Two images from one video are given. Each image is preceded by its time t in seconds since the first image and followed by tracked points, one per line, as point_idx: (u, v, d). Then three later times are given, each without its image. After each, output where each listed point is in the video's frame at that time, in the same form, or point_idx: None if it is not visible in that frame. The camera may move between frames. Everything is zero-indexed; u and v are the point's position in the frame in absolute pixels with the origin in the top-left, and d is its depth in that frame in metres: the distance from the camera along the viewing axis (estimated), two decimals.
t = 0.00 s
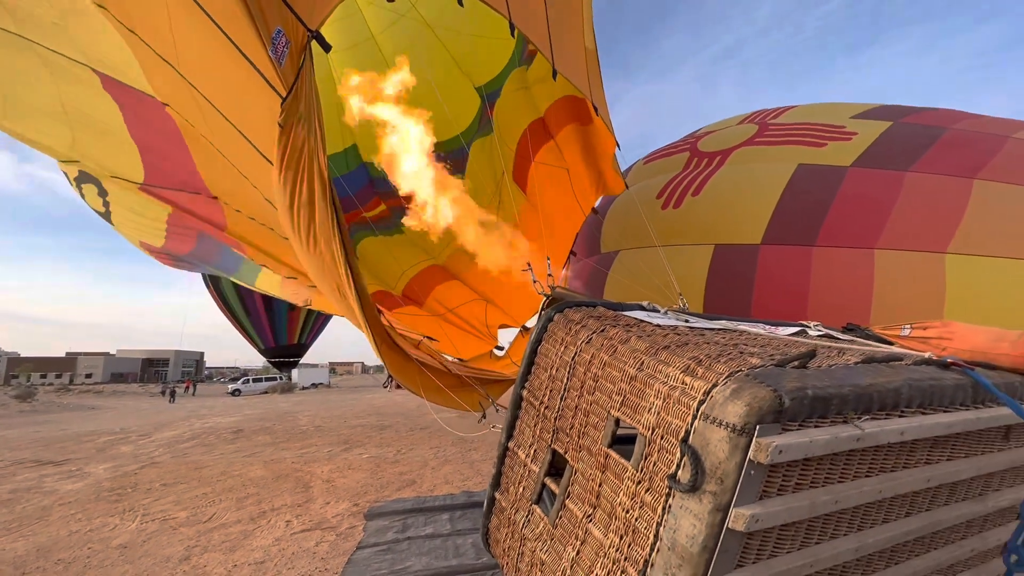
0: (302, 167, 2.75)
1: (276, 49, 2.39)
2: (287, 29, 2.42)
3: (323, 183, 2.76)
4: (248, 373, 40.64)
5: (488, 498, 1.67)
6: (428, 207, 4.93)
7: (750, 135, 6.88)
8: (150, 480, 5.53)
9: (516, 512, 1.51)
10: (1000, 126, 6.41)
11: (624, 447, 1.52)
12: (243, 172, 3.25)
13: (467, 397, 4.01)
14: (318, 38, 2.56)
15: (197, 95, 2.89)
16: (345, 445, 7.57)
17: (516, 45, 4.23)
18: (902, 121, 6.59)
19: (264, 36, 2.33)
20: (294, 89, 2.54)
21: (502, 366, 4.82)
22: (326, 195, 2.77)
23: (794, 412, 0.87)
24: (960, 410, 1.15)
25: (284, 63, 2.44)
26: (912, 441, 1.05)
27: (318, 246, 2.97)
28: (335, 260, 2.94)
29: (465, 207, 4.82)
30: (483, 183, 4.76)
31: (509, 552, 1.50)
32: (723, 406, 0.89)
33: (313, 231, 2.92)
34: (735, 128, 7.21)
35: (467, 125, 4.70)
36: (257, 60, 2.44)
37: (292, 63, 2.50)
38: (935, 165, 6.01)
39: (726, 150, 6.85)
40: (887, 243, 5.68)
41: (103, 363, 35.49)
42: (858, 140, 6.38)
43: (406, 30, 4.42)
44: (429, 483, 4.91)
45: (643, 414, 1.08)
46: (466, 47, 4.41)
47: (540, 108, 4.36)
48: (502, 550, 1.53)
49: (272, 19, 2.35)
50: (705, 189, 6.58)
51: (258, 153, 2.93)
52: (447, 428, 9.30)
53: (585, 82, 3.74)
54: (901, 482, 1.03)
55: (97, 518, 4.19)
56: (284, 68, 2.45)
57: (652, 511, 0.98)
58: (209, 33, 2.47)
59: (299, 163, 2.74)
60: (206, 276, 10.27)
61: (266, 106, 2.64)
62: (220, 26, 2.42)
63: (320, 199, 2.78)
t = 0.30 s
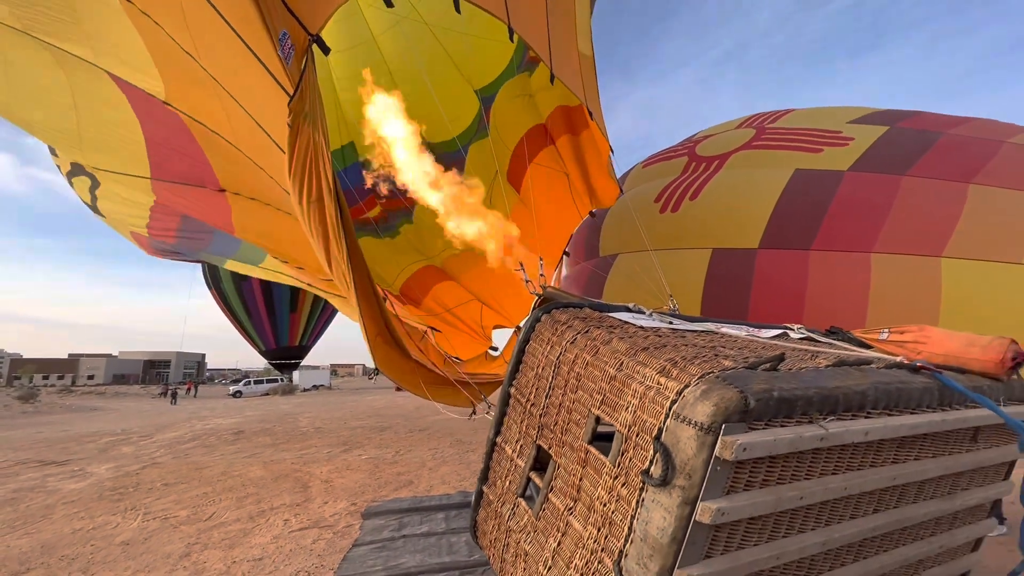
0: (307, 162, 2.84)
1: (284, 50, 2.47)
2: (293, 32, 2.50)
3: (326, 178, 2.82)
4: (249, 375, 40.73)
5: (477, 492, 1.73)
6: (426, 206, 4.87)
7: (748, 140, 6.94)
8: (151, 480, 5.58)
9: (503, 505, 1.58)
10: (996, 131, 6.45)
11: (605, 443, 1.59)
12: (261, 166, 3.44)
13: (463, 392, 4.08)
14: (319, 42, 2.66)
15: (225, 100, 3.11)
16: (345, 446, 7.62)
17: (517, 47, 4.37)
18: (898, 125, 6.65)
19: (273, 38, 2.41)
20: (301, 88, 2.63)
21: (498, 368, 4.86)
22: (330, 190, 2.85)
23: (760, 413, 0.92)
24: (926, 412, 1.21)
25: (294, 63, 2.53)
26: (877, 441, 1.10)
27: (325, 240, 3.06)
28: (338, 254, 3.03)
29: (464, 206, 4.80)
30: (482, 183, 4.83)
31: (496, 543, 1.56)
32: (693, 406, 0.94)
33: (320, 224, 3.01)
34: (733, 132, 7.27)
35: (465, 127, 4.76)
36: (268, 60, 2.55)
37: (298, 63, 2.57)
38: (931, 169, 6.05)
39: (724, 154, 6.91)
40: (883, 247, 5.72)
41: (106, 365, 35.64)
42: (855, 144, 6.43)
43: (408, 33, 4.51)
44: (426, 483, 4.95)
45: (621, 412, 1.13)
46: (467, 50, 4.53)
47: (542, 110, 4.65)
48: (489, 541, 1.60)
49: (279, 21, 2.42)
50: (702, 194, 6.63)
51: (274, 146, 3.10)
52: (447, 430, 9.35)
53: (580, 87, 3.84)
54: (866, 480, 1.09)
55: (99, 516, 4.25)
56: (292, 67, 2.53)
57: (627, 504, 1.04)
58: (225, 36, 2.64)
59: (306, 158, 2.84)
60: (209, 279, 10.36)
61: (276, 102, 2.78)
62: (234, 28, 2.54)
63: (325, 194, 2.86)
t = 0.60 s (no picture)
0: (315, 164, 2.89)
1: (296, 55, 2.53)
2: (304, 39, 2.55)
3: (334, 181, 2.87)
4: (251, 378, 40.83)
5: (470, 491, 1.78)
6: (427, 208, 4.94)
7: (746, 145, 6.98)
8: (154, 482, 5.63)
9: (495, 504, 1.63)
10: (993, 137, 6.48)
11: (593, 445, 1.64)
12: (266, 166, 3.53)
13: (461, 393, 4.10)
14: (329, 48, 2.66)
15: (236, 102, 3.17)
16: (345, 449, 7.66)
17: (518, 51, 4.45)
18: (896, 131, 6.68)
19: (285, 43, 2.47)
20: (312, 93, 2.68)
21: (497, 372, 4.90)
22: (337, 190, 2.91)
23: (736, 421, 0.97)
24: (902, 420, 1.25)
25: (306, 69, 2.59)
26: (853, 448, 1.14)
27: (333, 241, 3.13)
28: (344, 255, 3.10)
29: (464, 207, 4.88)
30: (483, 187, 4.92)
31: (488, 540, 1.61)
32: (673, 414, 0.99)
33: (327, 226, 3.06)
34: (733, 137, 7.31)
35: (465, 130, 4.83)
36: (280, 63, 2.62)
37: (308, 69, 2.62)
38: (928, 175, 6.09)
39: (723, 160, 6.94)
40: (880, 253, 5.76)
41: (108, 368, 35.78)
42: (852, 150, 6.47)
43: (410, 37, 4.56)
44: (425, 486, 5.00)
45: (607, 418, 1.18)
46: (467, 54, 4.60)
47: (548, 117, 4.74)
48: (481, 539, 1.65)
49: (291, 26, 2.48)
50: (702, 199, 6.66)
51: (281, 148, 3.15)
52: (448, 433, 9.39)
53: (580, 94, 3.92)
54: (843, 485, 1.13)
55: (103, 518, 4.30)
56: (304, 70, 2.59)
57: (611, 506, 1.09)
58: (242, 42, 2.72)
59: (315, 161, 2.89)
60: (212, 282, 10.45)
61: (285, 107, 2.85)
62: (250, 35, 2.64)
63: (332, 196, 2.92)
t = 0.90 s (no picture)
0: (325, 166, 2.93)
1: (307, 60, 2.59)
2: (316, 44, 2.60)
3: (342, 184, 2.91)
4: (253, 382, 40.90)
5: (469, 492, 1.81)
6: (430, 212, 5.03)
7: (746, 151, 7.02)
8: (158, 485, 5.67)
9: (493, 505, 1.66)
10: (992, 143, 6.51)
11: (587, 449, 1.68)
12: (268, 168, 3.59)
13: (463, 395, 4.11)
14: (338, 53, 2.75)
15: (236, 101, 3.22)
16: (347, 453, 7.69)
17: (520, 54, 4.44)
18: (895, 137, 6.72)
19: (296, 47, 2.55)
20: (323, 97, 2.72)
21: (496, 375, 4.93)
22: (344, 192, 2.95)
23: (723, 430, 1.01)
24: (890, 428, 1.28)
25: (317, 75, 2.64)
26: (840, 455, 1.18)
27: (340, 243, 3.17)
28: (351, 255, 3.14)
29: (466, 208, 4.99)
30: (487, 191, 4.97)
31: (486, 541, 1.64)
32: (663, 423, 1.02)
33: (335, 227, 3.11)
34: (732, 143, 7.35)
35: (468, 131, 4.88)
36: (292, 67, 2.69)
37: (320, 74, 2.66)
38: (927, 181, 6.12)
39: (723, 166, 6.98)
40: (879, 259, 5.79)
41: (111, 371, 35.90)
42: (851, 155, 6.51)
43: (412, 39, 4.55)
44: (426, 490, 5.02)
45: (601, 424, 1.22)
46: (469, 58, 4.61)
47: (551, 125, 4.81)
48: (479, 540, 1.69)
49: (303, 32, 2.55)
50: (702, 205, 6.70)
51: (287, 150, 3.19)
52: (449, 438, 9.40)
53: (583, 102, 4.02)
54: (830, 491, 1.16)
55: (108, 520, 4.34)
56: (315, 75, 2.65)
57: (604, 509, 1.12)
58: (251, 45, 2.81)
59: (323, 164, 2.93)
60: (213, 286, 10.50)
61: (290, 107, 2.91)
62: (260, 36, 2.71)
63: (340, 198, 2.96)
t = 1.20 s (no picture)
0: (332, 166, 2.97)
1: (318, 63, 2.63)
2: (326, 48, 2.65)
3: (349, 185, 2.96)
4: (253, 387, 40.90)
5: (471, 494, 1.84)
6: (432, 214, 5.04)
7: (745, 158, 7.05)
8: (160, 490, 5.69)
9: (494, 507, 1.69)
10: (990, 150, 6.55)
11: (589, 453, 1.56)
12: (273, 173, 3.65)
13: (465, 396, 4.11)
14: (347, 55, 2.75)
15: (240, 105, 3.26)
16: (348, 458, 7.71)
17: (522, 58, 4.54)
18: (893, 144, 6.76)
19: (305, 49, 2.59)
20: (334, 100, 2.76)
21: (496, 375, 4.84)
22: (352, 193, 2.99)
23: (722, 441, 1.04)
24: (885, 439, 1.31)
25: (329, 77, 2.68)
26: (836, 465, 1.21)
27: (346, 244, 3.22)
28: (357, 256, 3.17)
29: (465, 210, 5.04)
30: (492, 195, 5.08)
31: (488, 542, 1.68)
32: (664, 433, 1.05)
33: (342, 227, 3.15)
34: (731, 149, 7.40)
35: (471, 131, 4.96)
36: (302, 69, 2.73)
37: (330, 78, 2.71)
38: (925, 188, 6.16)
39: (722, 172, 7.02)
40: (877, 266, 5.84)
41: (112, 375, 35.93)
42: (850, 162, 6.55)
43: (419, 41, 4.63)
44: (426, 495, 5.04)
45: (603, 432, 1.25)
46: (473, 61, 4.72)
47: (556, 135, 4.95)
48: (481, 540, 1.72)
49: (314, 36, 2.58)
50: (702, 211, 6.72)
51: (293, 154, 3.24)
52: (449, 442, 9.43)
53: (586, 106, 4.06)
54: (825, 500, 1.20)
55: (112, 525, 4.37)
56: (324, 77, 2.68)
57: (604, 515, 1.15)
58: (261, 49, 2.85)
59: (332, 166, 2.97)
60: (216, 291, 10.58)
61: (298, 109, 2.96)
62: (270, 38, 2.77)
63: (348, 199, 3.00)
